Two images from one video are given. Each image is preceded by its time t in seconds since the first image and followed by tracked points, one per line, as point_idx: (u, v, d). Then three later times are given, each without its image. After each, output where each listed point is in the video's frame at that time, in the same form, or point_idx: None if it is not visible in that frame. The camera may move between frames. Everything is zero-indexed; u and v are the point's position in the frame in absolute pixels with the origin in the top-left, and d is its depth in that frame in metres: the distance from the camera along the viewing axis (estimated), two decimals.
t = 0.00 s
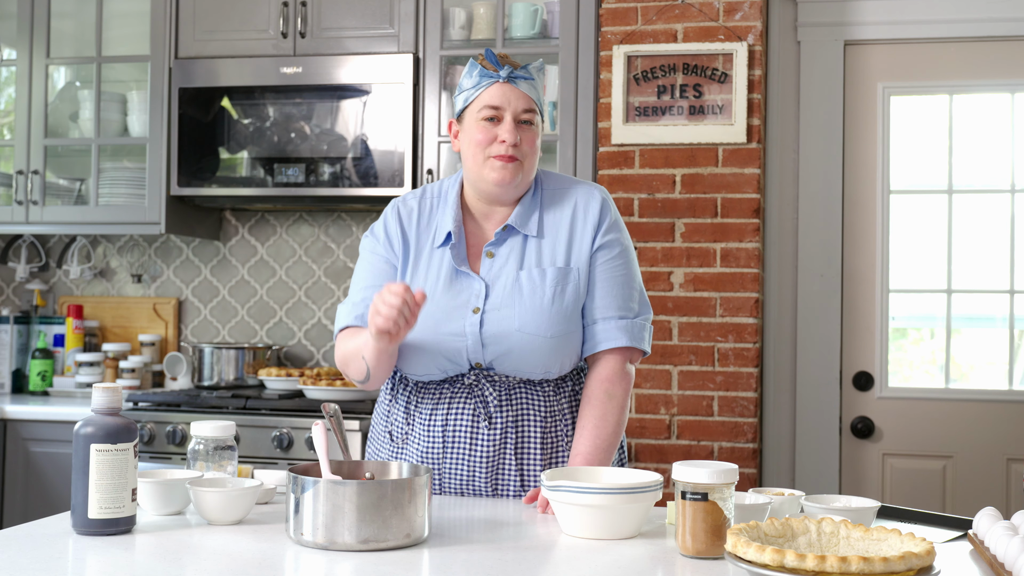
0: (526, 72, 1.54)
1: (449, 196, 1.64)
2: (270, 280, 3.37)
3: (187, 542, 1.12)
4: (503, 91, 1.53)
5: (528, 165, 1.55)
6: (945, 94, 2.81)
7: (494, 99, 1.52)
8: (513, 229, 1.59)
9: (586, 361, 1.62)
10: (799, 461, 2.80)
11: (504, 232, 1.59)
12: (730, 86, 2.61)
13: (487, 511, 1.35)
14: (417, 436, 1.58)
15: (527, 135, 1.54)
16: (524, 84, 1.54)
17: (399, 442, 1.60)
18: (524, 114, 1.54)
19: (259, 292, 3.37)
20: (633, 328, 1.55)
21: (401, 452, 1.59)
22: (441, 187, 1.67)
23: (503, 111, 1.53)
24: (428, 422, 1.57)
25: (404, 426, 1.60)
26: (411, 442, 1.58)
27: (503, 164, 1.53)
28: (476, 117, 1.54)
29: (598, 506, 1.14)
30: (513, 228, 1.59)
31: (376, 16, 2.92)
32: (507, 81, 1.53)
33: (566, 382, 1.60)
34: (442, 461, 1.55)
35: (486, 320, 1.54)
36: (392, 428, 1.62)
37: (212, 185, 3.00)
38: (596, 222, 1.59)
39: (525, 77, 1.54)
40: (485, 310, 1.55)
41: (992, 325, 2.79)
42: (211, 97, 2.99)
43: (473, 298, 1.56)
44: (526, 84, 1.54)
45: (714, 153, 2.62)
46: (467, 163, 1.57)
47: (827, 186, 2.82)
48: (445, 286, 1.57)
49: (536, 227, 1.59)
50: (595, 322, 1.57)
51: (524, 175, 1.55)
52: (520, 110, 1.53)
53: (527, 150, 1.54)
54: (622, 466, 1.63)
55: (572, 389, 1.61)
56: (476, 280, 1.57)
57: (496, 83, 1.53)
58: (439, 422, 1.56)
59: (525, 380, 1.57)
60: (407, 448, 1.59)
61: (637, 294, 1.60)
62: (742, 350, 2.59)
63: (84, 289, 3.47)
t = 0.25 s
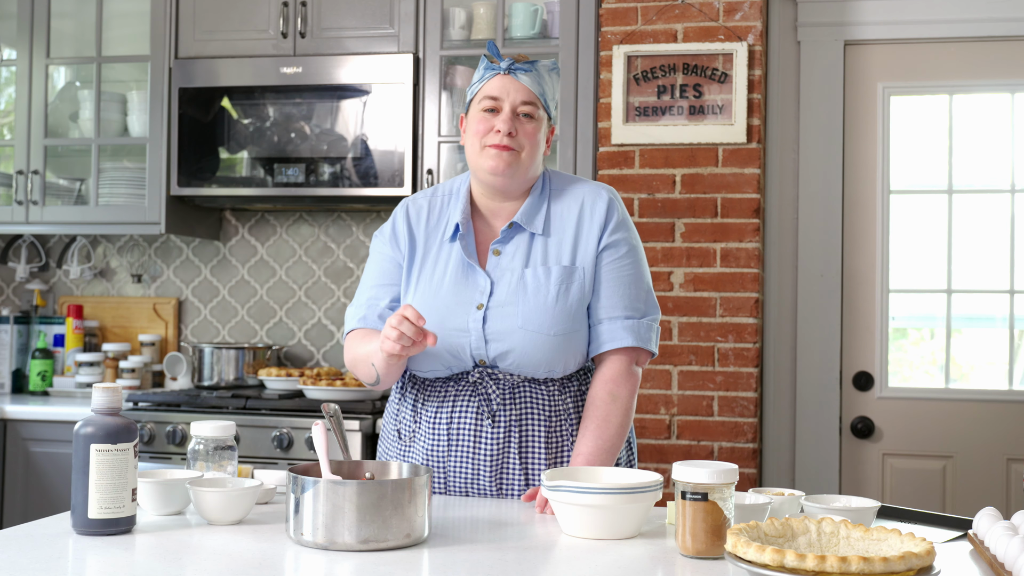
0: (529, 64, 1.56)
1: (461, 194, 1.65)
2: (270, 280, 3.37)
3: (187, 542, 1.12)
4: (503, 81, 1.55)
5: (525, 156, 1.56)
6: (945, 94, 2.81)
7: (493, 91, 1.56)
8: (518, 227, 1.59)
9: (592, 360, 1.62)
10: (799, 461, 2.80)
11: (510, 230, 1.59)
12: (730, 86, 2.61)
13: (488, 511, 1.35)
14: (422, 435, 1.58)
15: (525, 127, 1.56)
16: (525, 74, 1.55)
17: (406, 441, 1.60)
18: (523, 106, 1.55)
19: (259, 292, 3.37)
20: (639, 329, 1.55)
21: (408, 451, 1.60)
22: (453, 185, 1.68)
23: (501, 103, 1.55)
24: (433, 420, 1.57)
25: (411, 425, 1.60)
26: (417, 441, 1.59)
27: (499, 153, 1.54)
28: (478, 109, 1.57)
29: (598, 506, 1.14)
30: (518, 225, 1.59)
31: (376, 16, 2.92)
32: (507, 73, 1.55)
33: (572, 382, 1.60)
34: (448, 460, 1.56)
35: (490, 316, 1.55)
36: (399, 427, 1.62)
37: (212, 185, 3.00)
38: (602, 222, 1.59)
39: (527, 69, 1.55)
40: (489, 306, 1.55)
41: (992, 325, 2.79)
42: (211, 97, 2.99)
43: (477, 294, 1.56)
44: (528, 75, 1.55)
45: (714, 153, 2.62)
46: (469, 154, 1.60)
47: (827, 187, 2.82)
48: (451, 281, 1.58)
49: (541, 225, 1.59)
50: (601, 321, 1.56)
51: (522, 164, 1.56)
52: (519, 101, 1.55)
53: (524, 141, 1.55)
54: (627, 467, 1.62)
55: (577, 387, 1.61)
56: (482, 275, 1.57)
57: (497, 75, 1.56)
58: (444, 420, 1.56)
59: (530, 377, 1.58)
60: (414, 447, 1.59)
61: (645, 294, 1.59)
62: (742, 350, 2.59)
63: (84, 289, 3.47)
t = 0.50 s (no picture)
0: (526, 58, 1.57)
1: (473, 190, 1.66)
2: (270, 280, 3.36)
3: (187, 542, 1.12)
4: (500, 77, 1.57)
5: (526, 146, 1.55)
6: (945, 94, 2.81)
7: (491, 86, 1.57)
8: (530, 230, 1.60)
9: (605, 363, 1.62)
10: (799, 461, 2.80)
11: (523, 232, 1.60)
12: (730, 86, 2.61)
13: (488, 511, 1.35)
14: (429, 429, 1.58)
15: (525, 118, 1.56)
16: (523, 66, 1.56)
17: (413, 436, 1.60)
18: (521, 98, 1.56)
19: (259, 292, 3.37)
20: (659, 337, 1.56)
21: (414, 446, 1.60)
22: (467, 183, 1.69)
23: (499, 97, 1.57)
24: (439, 413, 1.57)
25: (418, 420, 1.60)
26: (424, 436, 1.58)
27: (499, 145, 1.55)
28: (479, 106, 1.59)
29: (598, 506, 1.14)
30: (530, 228, 1.60)
31: (376, 16, 2.92)
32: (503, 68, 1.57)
33: (580, 379, 1.58)
34: (454, 453, 1.55)
35: (500, 309, 1.55)
36: (406, 423, 1.62)
37: (212, 185, 3.00)
38: (618, 231, 1.59)
39: (524, 62, 1.57)
40: (500, 299, 1.56)
41: (992, 325, 2.79)
42: (211, 97, 2.99)
43: (488, 286, 1.57)
44: (526, 67, 1.56)
45: (714, 153, 2.62)
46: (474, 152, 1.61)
47: (827, 187, 2.82)
48: (463, 272, 1.59)
49: (553, 226, 1.60)
50: (620, 328, 1.57)
51: (524, 155, 1.56)
52: (516, 94, 1.56)
53: (524, 132, 1.55)
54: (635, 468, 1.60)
55: (585, 383, 1.59)
56: (495, 269, 1.58)
57: (495, 71, 1.58)
58: (450, 413, 1.56)
59: (535, 372, 1.57)
60: (421, 442, 1.59)
61: (664, 306, 1.61)
62: (742, 350, 2.59)
63: (84, 289, 3.47)
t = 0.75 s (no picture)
0: (524, 60, 1.56)
1: (483, 187, 1.65)
2: (270, 280, 3.37)
3: (187, 542, 1.12)
4: (499, 80, 1.57)
5: (528, 150, 1.56)
6: (945, 94, 2.81)
7: (491, 90, 1.58)
8: (540, 230, 1.61)
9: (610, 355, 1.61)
10: (799, 461, 2.80)
11: (532, 232, 1.61)
12: (730, 86, 2.61)
13: (488, 511, 1.34)
14: (438, 424, 1.57)
15: (525, 121, 1.56)
16: (521, 68, 1.56)
17: (421, 431, 1.60)
18: (520, 101, 1.56)
19: (259, 292, 3.37)
20: (665, 328, 1.54)
21: (423, 441, 1.60)
22: (476, 181, 1.68)
23: (498, 101, 1.57)
24: (447, 408, 1.57)
25: (425, 415, 1.60)
26: (432, 431, 1.58)
27: (500, 151, 1.55)
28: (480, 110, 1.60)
29: (598, 506, 1.14)
30: (540, 227, 1.61)
31: (376, 16, 2.92)
32: (501, 71, 1.57)
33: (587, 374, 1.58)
34: (461, 448, 1.54)
35: (513, 303, 1.55)
36: (415, 418, 1.62)
37: (212, 185, 3.00)
38: (626, 230, 1.60)
39: (522, 64, 1.56)
40: (513, 293, 1.56)
41: (992, 325, 2.79)
42: (211, 97, 2.99)
43: (500, 282, 1.57)
44: (524, 70, 1.56)
45: (714, 153, 2.62)
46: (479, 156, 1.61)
47: (827, 187, 2.82)
48: (476, 268, 1.59)
49: (562, 225, 1.60)
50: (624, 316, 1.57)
51: (525, 159, 1.56)
52: (514, 97, 1.56)
53: (525, 136, 1.55)
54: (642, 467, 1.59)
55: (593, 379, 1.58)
56: (507, 263, 1.58)
57: (494, 75, 1.58)
58: (458, 408, 1.55)
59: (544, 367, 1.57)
60: (429, 437, 1.59)
61: (666, 300, 1.59)
62: (742, 350, 2.59)
63: (84, 289, 3.47)
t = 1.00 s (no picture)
0: (536, 57, 1.57)
1: (487, 186, 1.66)
2: (270, 280, 3.37)
3: (187, 542, 1.12)
4: (511, 77, 1.57)
5: (538, 146, 1.55)
6: (945, 94, 2.81)
7: (503, 86, 1.58)
8: (545, 228, 1.60)
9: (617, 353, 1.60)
10: (799, 461, 2.80)
11: (537, 230, 1.60)
12: (730, 86, 2.61)
13: (488, 511, 1.34)
14: (441, 424, 1.57)
15: (536, 117, 1.56)
16: (533, 65, 1.56)
17: (424, 431, 1.60)
18: (532, 97, 1.56)
19: (259, 292, 3.37)
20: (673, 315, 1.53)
21: (426, 441, 1.60)
22: (480, 180, 1.69)
23: (510, 97, 1.57)
24: (451, 407, 1.56)
25: (429, 415, 1.60)
26: (436, 430, 1.58)
27: (511, 146, 1.55)
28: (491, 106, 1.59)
29: (598, 506, 1.14)
30: (545, 225, 1.60)
31: (376, 16, 2.92)
32: (514, 68, 1.57)
33: (592, 373, 1.58)
34: (465, 448, 1.54)
35: (516, 300, 1.56)
36: (418, 418, 1.62)
37: (212, 185, 3.00)
38: (633, 230, 1.60)
39: (535, 62, 1.57)
40: (515, 291, 1.57)
41: (992, 325, 2.79)
42: (211, 97, 2.99)
43: (503, 279, 1.58)
44: (536, 67, 1.56)
45: (714, 153, 2.62)
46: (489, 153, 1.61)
47: (827, 187, 2.82)
48: (478, 265, 1.60)
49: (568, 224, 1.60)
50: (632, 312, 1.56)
51: (535, 154, 1.55)
52: (527, 92, 1.56)
53: (536, 132, 1.55)
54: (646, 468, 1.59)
55: (597, 379, 1.58)
56: (510, 261, 1.58)
57: (505, 72, 1.59)
58: (462, 407, 1.55)
59: (549, 365, 1.57)
60: (432, 437, 1.59)
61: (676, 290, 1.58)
62: (742, 350, 2.59)
63: (84, 289, 3.47)
